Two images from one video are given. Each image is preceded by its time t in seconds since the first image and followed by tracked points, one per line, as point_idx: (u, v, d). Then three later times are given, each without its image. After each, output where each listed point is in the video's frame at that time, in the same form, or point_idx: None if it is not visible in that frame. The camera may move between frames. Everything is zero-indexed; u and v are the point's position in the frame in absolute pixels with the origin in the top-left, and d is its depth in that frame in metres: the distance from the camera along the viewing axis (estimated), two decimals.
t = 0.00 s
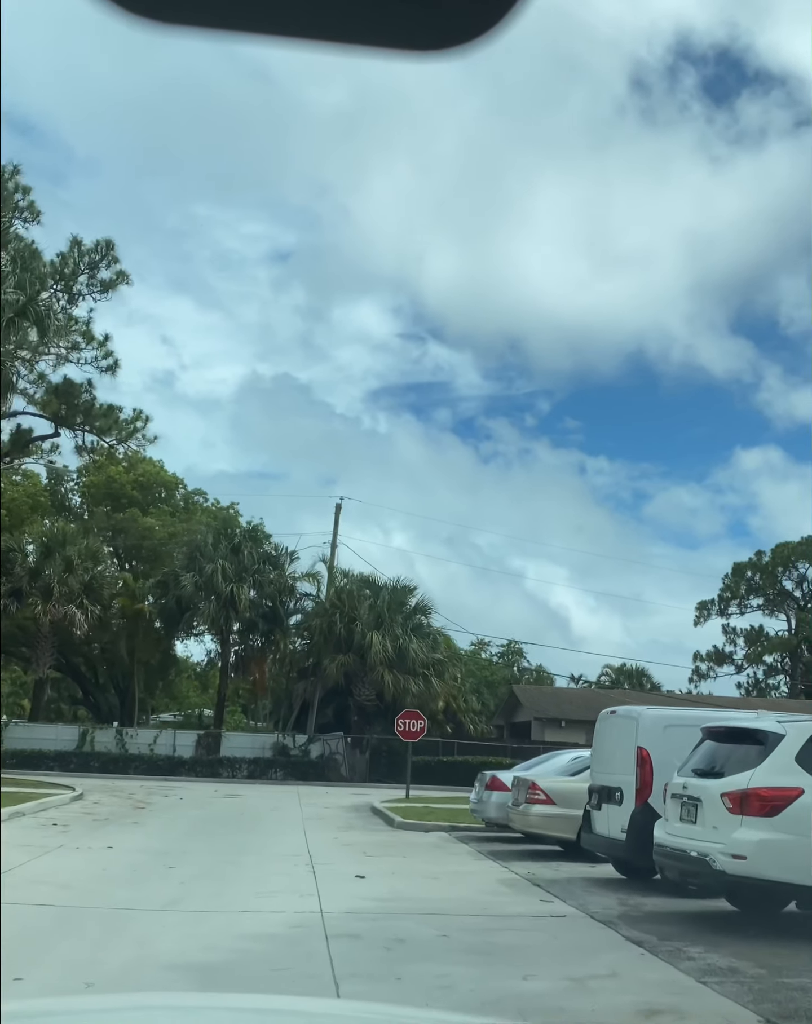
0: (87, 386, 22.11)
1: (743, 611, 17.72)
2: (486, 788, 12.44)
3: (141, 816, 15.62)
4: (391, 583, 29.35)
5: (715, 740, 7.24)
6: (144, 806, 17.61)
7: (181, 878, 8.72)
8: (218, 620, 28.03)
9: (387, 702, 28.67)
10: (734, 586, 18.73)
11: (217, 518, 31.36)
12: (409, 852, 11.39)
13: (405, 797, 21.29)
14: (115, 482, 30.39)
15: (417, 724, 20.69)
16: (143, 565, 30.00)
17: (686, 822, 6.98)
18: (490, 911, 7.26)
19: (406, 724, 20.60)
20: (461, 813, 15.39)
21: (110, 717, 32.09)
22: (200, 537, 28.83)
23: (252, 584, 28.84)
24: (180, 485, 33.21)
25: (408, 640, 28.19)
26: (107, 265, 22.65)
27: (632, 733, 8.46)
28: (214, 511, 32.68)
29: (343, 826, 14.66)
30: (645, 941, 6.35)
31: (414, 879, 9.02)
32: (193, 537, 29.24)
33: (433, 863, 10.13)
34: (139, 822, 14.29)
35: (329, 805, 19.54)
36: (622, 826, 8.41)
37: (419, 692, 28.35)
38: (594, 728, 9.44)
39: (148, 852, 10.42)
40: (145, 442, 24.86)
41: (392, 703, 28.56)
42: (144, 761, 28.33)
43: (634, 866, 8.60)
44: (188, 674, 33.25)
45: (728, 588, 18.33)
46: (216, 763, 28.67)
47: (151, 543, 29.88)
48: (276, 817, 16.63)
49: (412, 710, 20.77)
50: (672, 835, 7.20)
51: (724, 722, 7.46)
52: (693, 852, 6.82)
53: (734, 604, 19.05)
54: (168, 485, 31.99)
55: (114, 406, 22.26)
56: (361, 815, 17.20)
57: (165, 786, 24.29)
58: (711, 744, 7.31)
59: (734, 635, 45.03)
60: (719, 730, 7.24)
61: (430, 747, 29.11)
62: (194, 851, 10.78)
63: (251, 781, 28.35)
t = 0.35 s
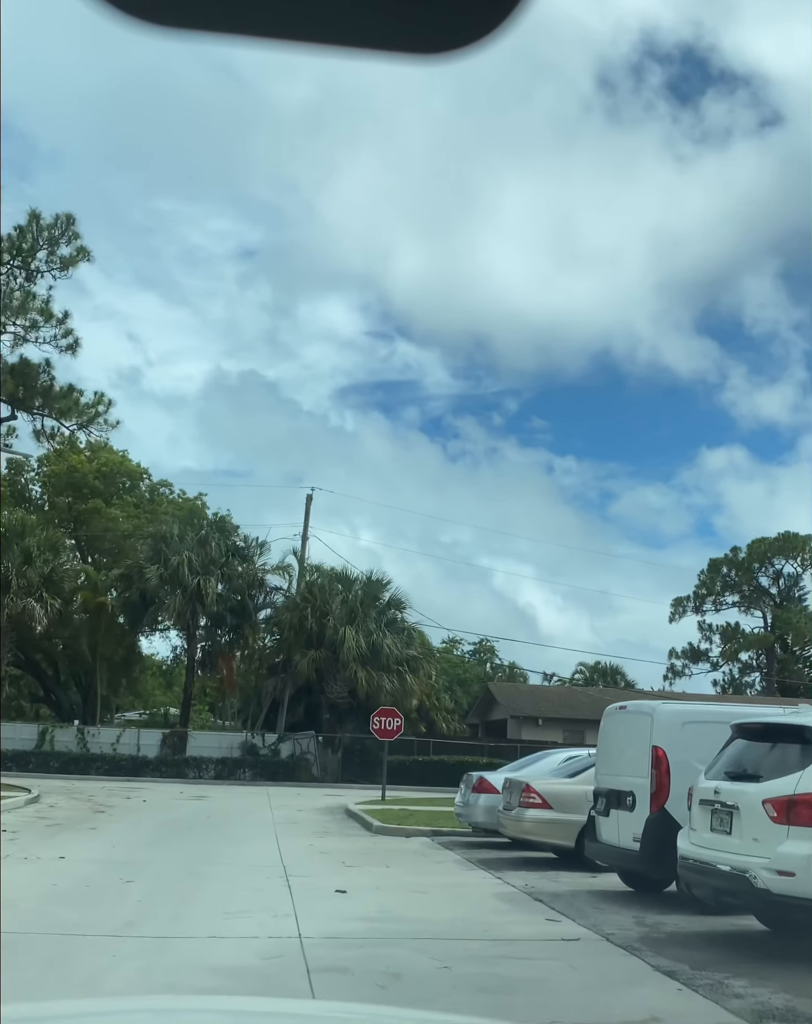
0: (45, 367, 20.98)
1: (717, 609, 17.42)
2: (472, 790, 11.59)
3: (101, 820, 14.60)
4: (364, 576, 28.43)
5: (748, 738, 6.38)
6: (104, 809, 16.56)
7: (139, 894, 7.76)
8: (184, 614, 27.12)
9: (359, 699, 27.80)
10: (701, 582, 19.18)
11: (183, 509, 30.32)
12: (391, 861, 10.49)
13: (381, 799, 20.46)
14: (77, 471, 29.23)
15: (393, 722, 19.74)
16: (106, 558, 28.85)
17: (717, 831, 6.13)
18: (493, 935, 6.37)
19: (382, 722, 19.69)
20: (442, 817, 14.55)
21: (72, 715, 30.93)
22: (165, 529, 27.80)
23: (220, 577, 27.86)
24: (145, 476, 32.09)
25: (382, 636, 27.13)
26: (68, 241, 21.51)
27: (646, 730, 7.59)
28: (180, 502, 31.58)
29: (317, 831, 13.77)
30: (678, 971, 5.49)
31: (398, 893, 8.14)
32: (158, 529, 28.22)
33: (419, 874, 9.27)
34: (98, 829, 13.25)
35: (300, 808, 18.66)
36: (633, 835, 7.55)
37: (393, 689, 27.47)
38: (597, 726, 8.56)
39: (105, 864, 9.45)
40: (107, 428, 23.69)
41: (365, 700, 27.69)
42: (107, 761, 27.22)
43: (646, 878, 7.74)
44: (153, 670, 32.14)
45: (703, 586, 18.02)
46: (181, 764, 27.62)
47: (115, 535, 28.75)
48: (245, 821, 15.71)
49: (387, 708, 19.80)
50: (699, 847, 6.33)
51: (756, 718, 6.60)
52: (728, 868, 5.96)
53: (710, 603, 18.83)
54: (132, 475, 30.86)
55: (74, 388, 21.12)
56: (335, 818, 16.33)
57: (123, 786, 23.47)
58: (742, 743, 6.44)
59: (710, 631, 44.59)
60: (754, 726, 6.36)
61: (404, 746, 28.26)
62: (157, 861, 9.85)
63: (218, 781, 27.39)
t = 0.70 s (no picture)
0: (3, 346, 19.83)
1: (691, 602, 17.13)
2: (461, 794, 10.73)
3: (60, 826, 13.62)
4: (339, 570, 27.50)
5: (798, 735, 5.51)
6: (62, 814, 15.56)
7: (91, 917, 6.82)
8: (151, 609, 26.08)
9: (333, 697, 26.98)
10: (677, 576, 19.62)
11: (150, 499, 29.25)
12: (375, 871, 9.59)
13: (359, 802, 19.63)
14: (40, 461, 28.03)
15: (370, 721, 18.84)
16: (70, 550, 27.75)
17: (766, 844, 5.30)
18: (503, 964, 5.51)
19: (359, 720, 18.77)
20: (424, 820, 13.68)
21: (33, 714, 29.76)
22: (131, 519, 26.82)
23: (187, 570, 26.72)
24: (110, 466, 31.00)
25: (357, 632, 26.58)
26: (27, 214, 20.37)
27: (670, 728, 6.75)
28: (147, 493, 30.50)
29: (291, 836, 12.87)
30: (729, 1011, 4.66)
31: (386, 911, 7.24)
32: (125, 519, 27.23)
33: (408, 886, 8.39)
34: (55, 835, 12.28)
35: (273, 810, 17.75)
36: (654, 846, 6.67)
37: (369, 686, 26.66)
38: (610, 722, 7.69)
39: (57, 877, 8.49)
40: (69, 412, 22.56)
41: (339, 698, 26.84)
42: (69, 761, 26.12)
43: (666, 893, 6.87)
44: (118, 667, 31.07)
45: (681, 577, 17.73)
46: (148, 765, 26.63)
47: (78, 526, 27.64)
48: (214, 824, 14.76)
49: (364, 705, 18.88)
50: (740, 862, 5.48)
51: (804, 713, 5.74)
52: (779, 888, 5.11)
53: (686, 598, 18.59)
54: (97, 465, 29.79)
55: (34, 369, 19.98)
56: (310, 821, 15.42)
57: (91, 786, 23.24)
58: (788, 741, 5.59)
59: (686, 628, 44.13)
60: (806, 722, 5.49)
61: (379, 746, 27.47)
62: (118, 873, 8.92)
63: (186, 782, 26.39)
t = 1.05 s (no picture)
0: None
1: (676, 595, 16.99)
2: (455, 797, 9.93)
3: (22, 833, 12.71)
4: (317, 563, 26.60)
5: None
6: (25, 819, 14.64)
7: (44, 943, 6.00)
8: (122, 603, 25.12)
9: (311, 694, 26.19)
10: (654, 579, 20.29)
11: (121, 491, 28.26)
12: (365, 882, 8.75)
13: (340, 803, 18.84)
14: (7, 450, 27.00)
15: (352, 717, 17.96)
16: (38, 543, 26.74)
17: None
18: (528, 1003, 4.70)
19: (340, 719, 17.91)
20: (412, 826, 12.85)
21: None
22: (101, 510, 25.84)
23: (160, 563, 25.88)
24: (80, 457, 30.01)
25: (336, 627, 25.82)
26: None
27: (707, 725, 5.96)
28: (118, 485, 29.53)
29: (271, 844, 12.02)
30: None
31: (379, 932, 6.42)
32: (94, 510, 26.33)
33: (404, 902, 7.55)
34: (14, 843, 11.37)
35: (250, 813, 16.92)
36: (689, 858, 5.87)
37: (348, 682, 25.92)
38: (633, 718, 6.89)
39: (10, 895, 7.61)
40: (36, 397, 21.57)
41: (318, 696, 26.06)
42: (36, 762, 25.13)
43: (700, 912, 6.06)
44: (88, 665, 30.07)
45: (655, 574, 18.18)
46: (118, 765, 25.66)
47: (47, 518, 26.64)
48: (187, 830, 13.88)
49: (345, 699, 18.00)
50: (804, 882, 4.67)
51: None
52: None
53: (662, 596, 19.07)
54: (67, 456, 28.79)
55: None
56: (289, 826, 14.56)
57: (60, 785, 22.88)
58: None
59: (669, 625, 43.50)
60: None
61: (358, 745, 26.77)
62: (80, 887, 8.12)
63: (158, 783, 25.52)
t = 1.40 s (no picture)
0: None
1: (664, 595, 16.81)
2: (457, 801, 9.12)
3: None
4: (299, 556, 25.69)
5: None
6: None
7: None
8: (97, 598, 24.15)
9: (293, 691, 25.44)
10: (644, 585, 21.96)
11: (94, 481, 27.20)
12: (361, 897, 7.90)
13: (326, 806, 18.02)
14: None
15: (338, 716, 17.07)
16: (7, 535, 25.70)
17: None
18: None
19: (324, 716, 17.03)
20: (403, 831, 12.01)
21: None
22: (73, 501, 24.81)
23: (135, 556, 24.87)
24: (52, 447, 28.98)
25: (318, 622, 25.06)
26: None
27: (770, 722, 5.15)
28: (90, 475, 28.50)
29: (253, 851, 11.12)
30: None
31: (384, 962, 5.55)
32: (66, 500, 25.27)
33: (408, 922, 6.68)
34: None
35: (228, 816, 16.02)
36: (747, 878, 5.06)
37: (331, 679, 25.18)
38: (669, 715, 6.04)
39: None
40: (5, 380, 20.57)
41: (299, 692, 25.33)
42: (4, 763, 24.05)
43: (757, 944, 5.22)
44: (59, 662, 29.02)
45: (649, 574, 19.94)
46: (92, 766, 24.60)
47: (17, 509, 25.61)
48: (162, 835, 12.97)
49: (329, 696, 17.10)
50: None
51: None
52: None
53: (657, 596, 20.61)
54: (39, 446, 27.77)
55: None
56: (271, 831, 13.68)
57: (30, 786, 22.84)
58: None
59: (656, 624, 42.77)
60: None
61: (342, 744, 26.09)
62: (37, 907, 7.21)
63: (133, 785, 24.55)
